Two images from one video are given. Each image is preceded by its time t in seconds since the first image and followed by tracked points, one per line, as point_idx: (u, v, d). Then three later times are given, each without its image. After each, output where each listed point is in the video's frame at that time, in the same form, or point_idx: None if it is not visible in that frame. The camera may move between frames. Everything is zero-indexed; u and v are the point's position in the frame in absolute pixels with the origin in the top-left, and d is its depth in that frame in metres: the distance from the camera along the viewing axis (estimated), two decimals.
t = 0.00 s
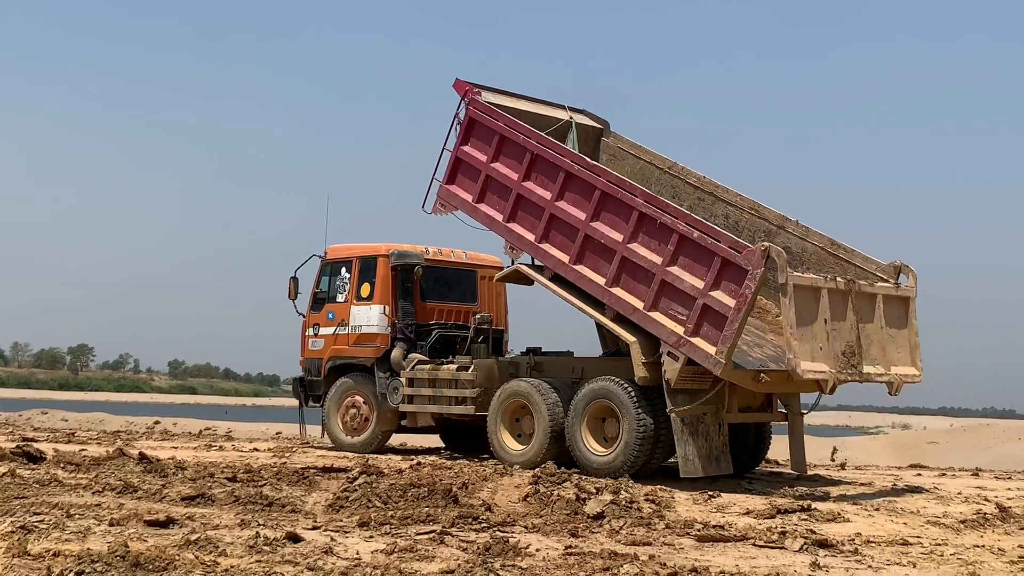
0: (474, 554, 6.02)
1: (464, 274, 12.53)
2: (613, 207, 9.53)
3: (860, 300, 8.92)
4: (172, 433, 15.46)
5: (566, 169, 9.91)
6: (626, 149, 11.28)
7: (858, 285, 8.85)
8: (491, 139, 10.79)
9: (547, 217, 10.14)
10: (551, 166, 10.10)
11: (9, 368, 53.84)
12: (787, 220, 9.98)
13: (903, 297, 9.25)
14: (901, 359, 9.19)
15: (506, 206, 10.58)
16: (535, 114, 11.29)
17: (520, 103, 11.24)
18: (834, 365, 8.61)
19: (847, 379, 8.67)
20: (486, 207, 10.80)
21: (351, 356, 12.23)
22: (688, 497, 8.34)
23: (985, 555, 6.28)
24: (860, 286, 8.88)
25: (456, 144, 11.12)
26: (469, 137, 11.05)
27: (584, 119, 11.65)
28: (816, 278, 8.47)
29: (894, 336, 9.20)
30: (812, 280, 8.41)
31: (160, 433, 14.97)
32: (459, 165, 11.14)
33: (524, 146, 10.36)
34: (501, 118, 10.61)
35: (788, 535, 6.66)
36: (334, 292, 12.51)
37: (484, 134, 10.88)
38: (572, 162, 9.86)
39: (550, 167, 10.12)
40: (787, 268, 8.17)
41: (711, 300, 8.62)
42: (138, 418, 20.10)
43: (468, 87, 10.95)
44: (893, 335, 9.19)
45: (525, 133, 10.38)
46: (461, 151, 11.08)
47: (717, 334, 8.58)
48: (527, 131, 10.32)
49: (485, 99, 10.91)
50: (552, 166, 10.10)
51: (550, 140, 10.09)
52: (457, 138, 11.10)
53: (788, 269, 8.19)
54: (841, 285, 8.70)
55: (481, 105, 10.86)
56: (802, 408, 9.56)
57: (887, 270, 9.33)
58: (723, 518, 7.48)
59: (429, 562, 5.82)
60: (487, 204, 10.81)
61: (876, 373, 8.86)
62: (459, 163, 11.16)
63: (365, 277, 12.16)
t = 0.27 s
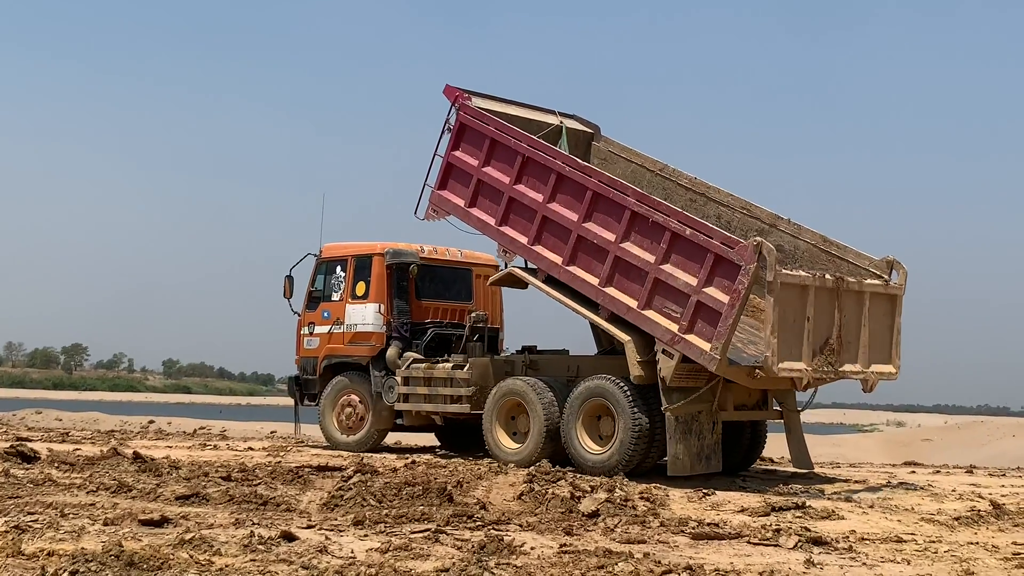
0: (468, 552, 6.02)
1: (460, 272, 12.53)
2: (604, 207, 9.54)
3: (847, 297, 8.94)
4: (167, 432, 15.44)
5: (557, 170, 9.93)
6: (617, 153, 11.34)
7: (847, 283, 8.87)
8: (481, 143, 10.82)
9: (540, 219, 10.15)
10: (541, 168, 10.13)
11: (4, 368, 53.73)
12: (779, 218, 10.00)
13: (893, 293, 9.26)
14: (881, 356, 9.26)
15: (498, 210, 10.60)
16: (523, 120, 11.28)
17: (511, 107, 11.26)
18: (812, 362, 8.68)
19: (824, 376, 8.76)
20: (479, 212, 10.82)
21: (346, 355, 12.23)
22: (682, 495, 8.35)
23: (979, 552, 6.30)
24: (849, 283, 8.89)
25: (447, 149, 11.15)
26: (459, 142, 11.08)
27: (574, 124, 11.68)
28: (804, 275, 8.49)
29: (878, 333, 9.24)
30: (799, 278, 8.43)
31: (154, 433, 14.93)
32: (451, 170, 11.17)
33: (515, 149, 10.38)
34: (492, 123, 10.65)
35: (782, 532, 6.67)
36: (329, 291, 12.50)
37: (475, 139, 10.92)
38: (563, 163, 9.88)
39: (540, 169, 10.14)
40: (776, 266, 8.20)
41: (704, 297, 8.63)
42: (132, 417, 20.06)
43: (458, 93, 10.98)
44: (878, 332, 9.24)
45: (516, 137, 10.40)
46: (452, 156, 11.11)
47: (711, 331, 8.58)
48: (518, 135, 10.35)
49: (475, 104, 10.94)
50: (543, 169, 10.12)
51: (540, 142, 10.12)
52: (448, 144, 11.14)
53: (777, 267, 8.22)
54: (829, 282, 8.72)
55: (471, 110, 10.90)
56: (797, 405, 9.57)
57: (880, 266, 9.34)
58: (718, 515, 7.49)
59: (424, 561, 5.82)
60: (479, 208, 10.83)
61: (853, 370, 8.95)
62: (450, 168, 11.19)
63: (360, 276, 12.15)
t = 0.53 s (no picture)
0: (466, 550, 6.02)
1: (457, 270, 12.51)
2: (598, 207, 9.58)
3: (833, 290, 8.96)
4: (165, 430, 15.42)
5: (550, 172, 9.99)
6: (609, 157, 11.40)
7: (835, 278, 8.87)
8: (474, 149, 10.87)
9: (534, 221, 10.18)
10: (535, 170, 10.18)
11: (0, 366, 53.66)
12: (772, 217, 10.05)
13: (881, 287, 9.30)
14: (852, 348, 9.45)
15: (493, 213, 10.62)
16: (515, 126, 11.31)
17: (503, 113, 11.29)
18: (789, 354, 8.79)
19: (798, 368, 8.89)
20: (473, 216, 10.84)
21: (344, 353, 12.22)
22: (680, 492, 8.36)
23: (976, 548, 6.31)
24: (837, 278, 8.90)
25: (440, 155, 11.20)
26: (452, 147, 11.13)
27: (567, 129, 11.73)
28: (793, 271, 8.47)
29: (855, 327, 9.37)
30: (788, 274, 8.42)
31: (152, 431, 14.91)
32: (444, 176, 11.20)
33: (508, 153, 10.44)
34: (484, 127, 10.72)
35: (779, 529, 6.68)
36: (326, 289, 12.49)
37: (467, 144, 10.97)
38: (556, 165, 9.94)
39: (534, 171, 10.19)
40: (766, 263, 8.21)
41: (700, 292, 8.65)
42: (130, 415, 20.03)
43: (450, 99, 11.03)
44: (856, 326, 9.36)
45: (509, 140, 10.45)
46: (445, 162, 11.15)
47: (708, 326, 8.59)
48: (511, 138, 10.40)
49: (467, 110, 11.01)
50: (536, 171, 10.17)
51: (533, 145, 10.18)
52: (441, 150, 11.19)
53: (767, 263, 8.22)
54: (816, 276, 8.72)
55: (464, 116, 10.97)
56: (795, 403, 9.58)
57: (871, 261, 9.40)
58: (715, 513, 7.49)
59: (422, 558, 5.82)
60: (473, 212, 10.86)
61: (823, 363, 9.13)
62: (444, 174, 11.23)
63: (358, 274, 12.15)
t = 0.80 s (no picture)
0: (467, 548, 6.01)
1: (458, 268, 12.51)
2: (596, 206, 9.59)
3: (828, 286, 8.97)
4: (166, 428, 15.43)
5: (547, 174, 10.00)
6: (606, 161, 11.45)
7: (829, 274, 8.87)
8: (471, 153, 10.90)
9: (531, 223, 10.19)
10: (531, 173, 10.20)
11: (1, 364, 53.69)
12: (769, 215, 10.05)
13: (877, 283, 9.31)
14: (842, 342, 9.45)
15: (490, 217, 10.64)
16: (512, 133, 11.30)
17: (500, 119, 11.30)
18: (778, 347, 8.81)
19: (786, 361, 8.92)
20: (471, 220, 10.86)
21: (344, 351, 12.22)
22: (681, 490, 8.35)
23: (976, 546, 6.31)
24: (833, 274, 8.89)
25: (437, 161, 11.23)
26: (448, 152, 11.16)
27: (563, 134, 11.74)
28: (787, 267, 8.47)
29: (847, 321, 9.38)
30: (783, 270, 8.42)
31: (154, 429, 14.91)
32: (441, 182, 11.23)
33: (504, 156, 10.46)
34: (480, 131, 10.75)
35: (780, 527, 6.68)
36: (327, 288, 12.49)
37: (463, 149, 11.00)
38: (552, 166, 9.96)
39: (530, 174, 10.21)
40: (762, 258, 8.22)
41: (699, 289, 8.66)
42: (131, 414, 20.04)
43: (446, 104, 11.07)
44: (847, 320, 9.37)
45: (505, 144, 10.48)
46: (441, 167, 11.17)
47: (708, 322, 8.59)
48: (507, 142, 10.43)
49: (462, 115, 11.05)
50: (532, 174, 10.19)
51: (529, 148, 10.21)
52: (437, 155, 11.22)
53: (762, 258, 8.23)
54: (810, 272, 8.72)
55: (459, 121, 11.00)
56: (795, 400, 9.58)
57: (870, 256, 9.40)
58: (716, 511, 7.49)
59: (423, 556, 5.83)
60: (471, 217, 10.88)
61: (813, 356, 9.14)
62: (441, 180, 11.26)
63: (358, 272, 12.15)
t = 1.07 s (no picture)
0: (471, 546, 6.01)
1: (461, 266, 12.51)
2: (596, 206, 9.59)
3: (833, 282, 8.97)
4: (170, 426, 15.45)
5: (546, 175, 10.02)
6: (604, 165, 11.42)
7: (834, 269, 8.87)
8: (471, 158, 10.91)
9: (532, 225, 10.19)
10: (531, 175, 10.21)
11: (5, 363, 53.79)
12: (770, 213, 10.04)
13: (880, 278, 9.32)
14: (852, 339, 9.42)
15: (491, 221, 10.65)
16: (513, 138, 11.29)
17: (500, 124, 11.31)
18: (790, 346, 8.77)
19: (799, 360, 8.88)
20: (472, 224, 10.86)
21: (348, 349, 12.23)
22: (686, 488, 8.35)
23: (981, 545, 6.31)
24: (837, 270, 8.90)
25: (437, 166, 11.25)
26: (448, 158, 11.18)
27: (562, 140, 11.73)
28: (792, 262, 8.47)
29: (855, 318, 9.36)
30: (787, 263, 8.41)
31: (158, 427, 14.93)
32: (442, 187, 11.24)
33: (504, 160, 10.48)
34: (479, 136, 10.78)
35: (785, 526, 6.68)
36: (330, 286, 12.49)
37: (463, 154, 11.02)
38: (552, 168, 9.98)
39: (530, 176, 10.22)
40: (765, 253, 8.22)
41: (701, 286, 8.66)
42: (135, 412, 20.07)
43: (445, 110, 11.12)
44: (855, 317, 9.36)
45: (504, 147, 10.50)
46: (441, 173, 11.20)
47: (711, 318, 8.59)
48: (506, 146, 10.45)
49: (461, 120, 11.08)
50: (532, 176, 10.20)
51: (528, 150, 10.23)
52: (437, 160, 11.24)
53: (765, 253, 8.23)
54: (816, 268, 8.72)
55: (459, 125, 11.03)
56: (798, 398, 9.64)
57: (871, 252, 9.43)
58: (721, 509, 7.49)
59: (428, 554, 5.83)
60: (471, 221, 10.89)
61: (826, 354, 9.11)
62: (441, 185, 11.27)
63: (361, 271, 12.15)
